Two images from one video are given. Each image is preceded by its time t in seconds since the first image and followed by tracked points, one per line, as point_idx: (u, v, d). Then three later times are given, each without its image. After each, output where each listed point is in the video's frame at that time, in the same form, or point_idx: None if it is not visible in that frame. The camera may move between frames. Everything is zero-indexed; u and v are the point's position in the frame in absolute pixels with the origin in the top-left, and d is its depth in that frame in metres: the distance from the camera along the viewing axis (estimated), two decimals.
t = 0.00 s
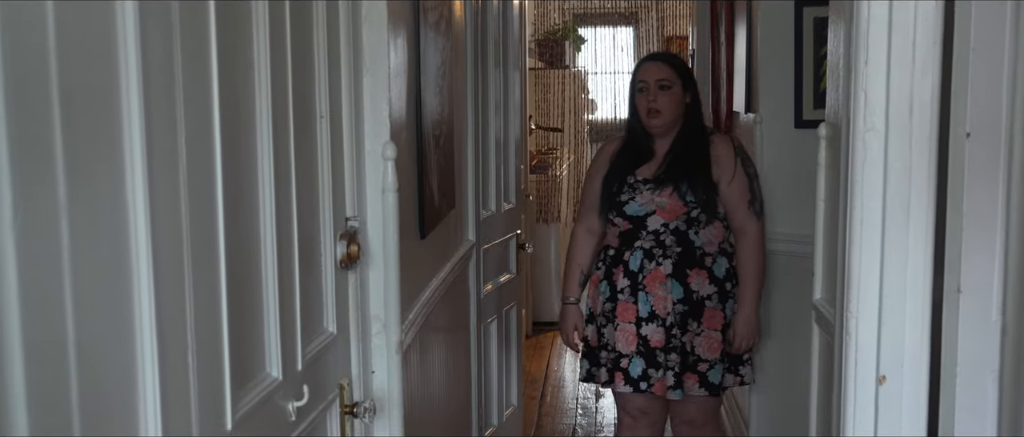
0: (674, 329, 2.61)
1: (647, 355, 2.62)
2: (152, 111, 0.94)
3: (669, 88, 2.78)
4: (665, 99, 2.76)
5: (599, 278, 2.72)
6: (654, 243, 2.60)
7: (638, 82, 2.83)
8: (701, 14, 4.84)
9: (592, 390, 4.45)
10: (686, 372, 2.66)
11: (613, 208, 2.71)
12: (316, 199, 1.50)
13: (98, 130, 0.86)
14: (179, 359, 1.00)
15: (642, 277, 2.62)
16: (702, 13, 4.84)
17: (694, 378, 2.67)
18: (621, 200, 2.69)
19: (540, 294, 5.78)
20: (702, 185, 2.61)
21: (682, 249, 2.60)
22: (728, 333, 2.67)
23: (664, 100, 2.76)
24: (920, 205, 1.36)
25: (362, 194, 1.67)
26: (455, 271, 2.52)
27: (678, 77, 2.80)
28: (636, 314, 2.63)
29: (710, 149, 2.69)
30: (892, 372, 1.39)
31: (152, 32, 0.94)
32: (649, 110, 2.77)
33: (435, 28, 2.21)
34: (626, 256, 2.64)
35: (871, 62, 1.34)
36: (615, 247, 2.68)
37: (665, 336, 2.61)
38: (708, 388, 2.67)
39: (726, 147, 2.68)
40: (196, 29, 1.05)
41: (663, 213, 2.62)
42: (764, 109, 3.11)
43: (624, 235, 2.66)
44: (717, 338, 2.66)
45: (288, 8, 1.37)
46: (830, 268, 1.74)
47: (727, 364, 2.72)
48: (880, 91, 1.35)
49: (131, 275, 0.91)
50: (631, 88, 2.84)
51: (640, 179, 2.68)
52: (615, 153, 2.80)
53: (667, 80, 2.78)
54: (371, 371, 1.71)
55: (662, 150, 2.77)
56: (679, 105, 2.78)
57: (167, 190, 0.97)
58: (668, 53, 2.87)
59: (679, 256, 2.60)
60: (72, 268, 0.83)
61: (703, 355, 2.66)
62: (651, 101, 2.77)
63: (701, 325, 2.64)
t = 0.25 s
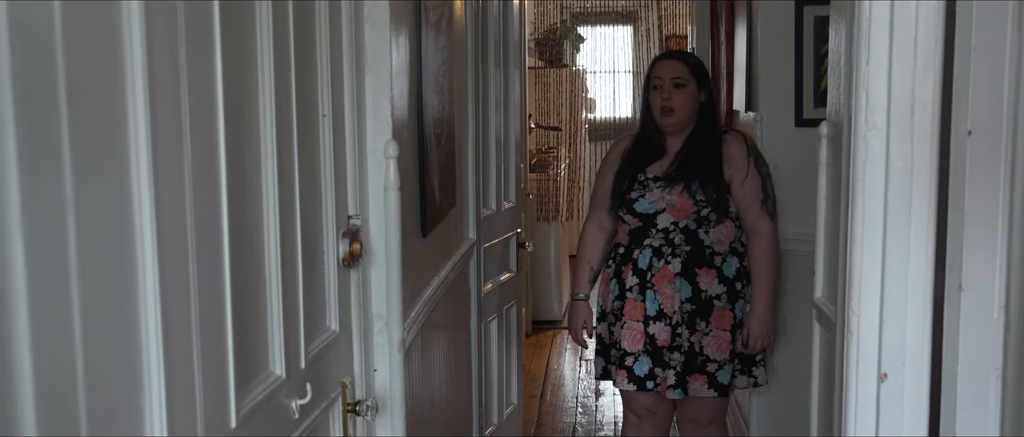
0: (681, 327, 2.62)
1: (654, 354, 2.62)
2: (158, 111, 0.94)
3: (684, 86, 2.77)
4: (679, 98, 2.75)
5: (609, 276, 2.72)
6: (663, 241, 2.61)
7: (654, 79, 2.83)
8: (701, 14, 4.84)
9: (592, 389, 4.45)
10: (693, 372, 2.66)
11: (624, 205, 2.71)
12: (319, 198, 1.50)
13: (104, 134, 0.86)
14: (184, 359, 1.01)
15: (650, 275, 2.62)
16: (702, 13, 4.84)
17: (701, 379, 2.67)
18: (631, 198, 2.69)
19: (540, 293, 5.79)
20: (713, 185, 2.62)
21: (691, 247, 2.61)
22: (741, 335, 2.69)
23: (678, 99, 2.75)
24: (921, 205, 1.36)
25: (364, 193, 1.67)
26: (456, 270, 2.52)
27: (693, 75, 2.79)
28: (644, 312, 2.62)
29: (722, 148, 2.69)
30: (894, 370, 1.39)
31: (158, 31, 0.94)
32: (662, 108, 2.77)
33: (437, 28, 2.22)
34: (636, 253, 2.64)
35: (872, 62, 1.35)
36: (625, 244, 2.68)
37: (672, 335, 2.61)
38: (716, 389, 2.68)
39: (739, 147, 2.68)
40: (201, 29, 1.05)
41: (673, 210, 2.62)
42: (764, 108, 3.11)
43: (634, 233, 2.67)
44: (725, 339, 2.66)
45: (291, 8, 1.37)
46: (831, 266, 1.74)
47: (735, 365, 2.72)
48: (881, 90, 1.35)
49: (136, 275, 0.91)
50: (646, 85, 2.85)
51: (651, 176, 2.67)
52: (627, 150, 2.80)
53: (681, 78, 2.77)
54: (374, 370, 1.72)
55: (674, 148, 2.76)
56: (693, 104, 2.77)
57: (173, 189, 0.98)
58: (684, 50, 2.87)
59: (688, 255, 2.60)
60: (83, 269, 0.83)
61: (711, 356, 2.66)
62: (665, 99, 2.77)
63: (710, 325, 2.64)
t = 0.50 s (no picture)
0: (692, 329, 2.61)
1: (666, 354, 2.62)
2: (163, 111, 0.94)
3: (701, 85, 2.73)
4: (696, 97, 2.72)
5: (621, 275, 2.71)
6: (675, 242, 2.59)
7: (671, 77, 2.79)
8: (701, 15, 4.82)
9: (592, 389, 4.45)
10: (704, 373, 2.65)
11: (635, 205, 2.69)
12: (322, 198, 1.50)
13: (109, 128, 0.86)
14: (190, 357, 1.01)
15: (662, 276, 2.60)
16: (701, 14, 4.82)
17: (712, 379, 2.65)
18: (643, 198, 2.66)
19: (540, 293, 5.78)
20: (727, 186, 2.58)
21: (703, 249, 2.59)
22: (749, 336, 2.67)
23: (695, 98, 2.72)
24: (924, 205, 1.36)
25: (366, 192, 1.67)
26: (456, 270, 2.51)
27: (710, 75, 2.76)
28: (655, 313, 2.61)
29: (736, 150, 2.65)
30: (896, 369, 1.40)
31: (163, 33, 0.95)
32: (677, 107, 2.73)
33: (437, 28, 2.22)
34: (648, 253, 2.63)
35: (874, 61, 1.35)
36: (637, 244, 2.66)
37: (683, 336, 2.61)
38: (727, 390, 2.66)
39: (753, 148, 2.65)
40: (206, 30, 1.05)
41: (685, 212, 2.60)
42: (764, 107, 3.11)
43: (646, 233, 2.64)
44: (737, 340, 2.65)
45: (295, 9, 1.38)
46: (834, 266, 1.74)
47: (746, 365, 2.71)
48: (883, 89, 1.35)
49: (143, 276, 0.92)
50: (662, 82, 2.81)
51: (664, 176, 2.64)
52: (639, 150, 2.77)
53: (699, 77, 2.73)
54: (377, 370, 1.71)
55: (688, 148, 2.72)
56: (709, 104, 2.73)
57: (179, 189, 0.98)
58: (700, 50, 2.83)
59: (699, 256, 2.58)
60: (90, 268, 0.83)
61: (722, 357, 2.64)
62: (681, 98, 2.73)
63: (721, 327, 2.62)
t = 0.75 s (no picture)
0: (703, 333, 2.60)
1: (676, 359, 2.61)
2: (168, 112, 0.94)
3: (715, 85, 2.74)
4: (709, 96, 2.73)
5: (631, 278, 2.69)
6: (687, 246, 2.58)
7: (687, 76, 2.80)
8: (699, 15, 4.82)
9: (592, 389, 4.45)
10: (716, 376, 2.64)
11: (646, 209, 2.68)
12: (324, 200, 1.50)
13: (115, 129, 0.86)
14: (194, 357, 1.01)
15: (673, 280, 2.59)
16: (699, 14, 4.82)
17: (723, 383, 2.65)
18: (654, 203, 2.65)
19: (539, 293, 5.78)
20: (738, 193, 2.58)
21: (715, 253, 2.58)
22: (767, 341, 2.69)
23: (708, 98, 2.72)
24: (925, 204, 1.36)
25: (367, 192, 1.67)
26: (456, 271, 2.51)
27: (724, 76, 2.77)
28: (666, 316, 2.60)
29: (749, 155, 2.66)
30: (897, 369, 1.40)
31: (167, 34, 0.95)
32: (689, 106, 2.74)
33: (437, 29, 2.22)
34: (659, 258, 2.61)
35: (875, 60, 1.35)
36: (648, 248, 2.65)
37: (695, 340, 2.60)
38: (738, 393, 2.66)
39: (765, 154, 2.66)
40: (210, 32, 1.06)
41: (697, 217, 2.59)
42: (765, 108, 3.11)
43: (657, 237, 2.63)
44: (748, 343, 2.64)
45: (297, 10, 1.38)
46: (835, 266, 1.74)
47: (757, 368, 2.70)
48: (884, 88, 1.35)
49: (148, 278, 0.92)
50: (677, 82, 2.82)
51: (675, 182, 2.64)
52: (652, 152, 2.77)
53: (714, 77, 2.75)
54: (377, 370, 1.72)
55: (700, 150, 2.72)
56: (722, 106, 2.74)
57: (183, 189, 0.98)
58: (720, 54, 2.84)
59: (711, 261, 2.58)
60: (96, 268, 0.83)
61: (734, 361, 2.63)
62: (694, 98, 2.74)
63: (732, 331, 2.62)
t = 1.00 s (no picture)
0: (711, 338, 2.58)
1: (684, 363, 2.60)
2: (169, 111, 0.94)
3: (724, 90, 2.69)
4: (718, 101, 2.68)
5: (639, 281, 2.66)
6: (694, 252, 2.55)
7: (696, 78, 2.76)
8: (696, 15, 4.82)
9: (589, 389, 4.45)
10: (725, 381, 2.62)
11: (654, 214, 2.64)
12: (324, 200, 1.50)
13: (117, 128, 0.86)
14: (195, 357, 1.01)
15: (681, 285, 2.57)
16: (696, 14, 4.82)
17: (735, 388, 2.63)
18: (662, 210, 2.61)
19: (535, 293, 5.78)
20: (747, 200, 2.54)
21: (723, 259, 2.55)
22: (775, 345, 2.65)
23: (716, 102, 2.68)
24: (924, 204, 1.37)
25: (366, 192, 1.67)
26: (454, 271, 2.51)
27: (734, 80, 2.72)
28: (674, 321, 2.58)
29: (758, 161, 2.62)
30: (896, 368, 1.40)
31: (169, 33, 0.95)
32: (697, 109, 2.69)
33: (436, 29, 2.22)
34: (666, 263, 2.59)
35: (874, 60, 1.34)
36: (655, 252, 2.62)
37: (703, 345, 2.58)
38: (750, 398, 2.63)
39: (775, 160, 2.62)
40: (212, 31, 1.05)
41: (705, 224, 2.56)
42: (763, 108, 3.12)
43: (664, 242, 2.61)
44: (758, 348, 2.61)
45: (298, 10, 1.38)
46: (833, 265, 1.74)
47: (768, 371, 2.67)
48: (883, 88, 1.35)
49: (149, 277, 0.92)
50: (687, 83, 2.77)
51: (683, 188, 2.60)
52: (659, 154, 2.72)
53: (724, 81, 2.70)
54: (376, 370, 1.71)
55: (709, 154, 2.68)
56: (731, 110, 2.69)
57: (184, 188, 0.98)
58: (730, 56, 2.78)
59: (719, 266, 2.55)
60: (96, 267, 0.82)
61: (744, 366, 2.61)
62: (702, 101, 2.70)
63: (741, 336, 2.59)
